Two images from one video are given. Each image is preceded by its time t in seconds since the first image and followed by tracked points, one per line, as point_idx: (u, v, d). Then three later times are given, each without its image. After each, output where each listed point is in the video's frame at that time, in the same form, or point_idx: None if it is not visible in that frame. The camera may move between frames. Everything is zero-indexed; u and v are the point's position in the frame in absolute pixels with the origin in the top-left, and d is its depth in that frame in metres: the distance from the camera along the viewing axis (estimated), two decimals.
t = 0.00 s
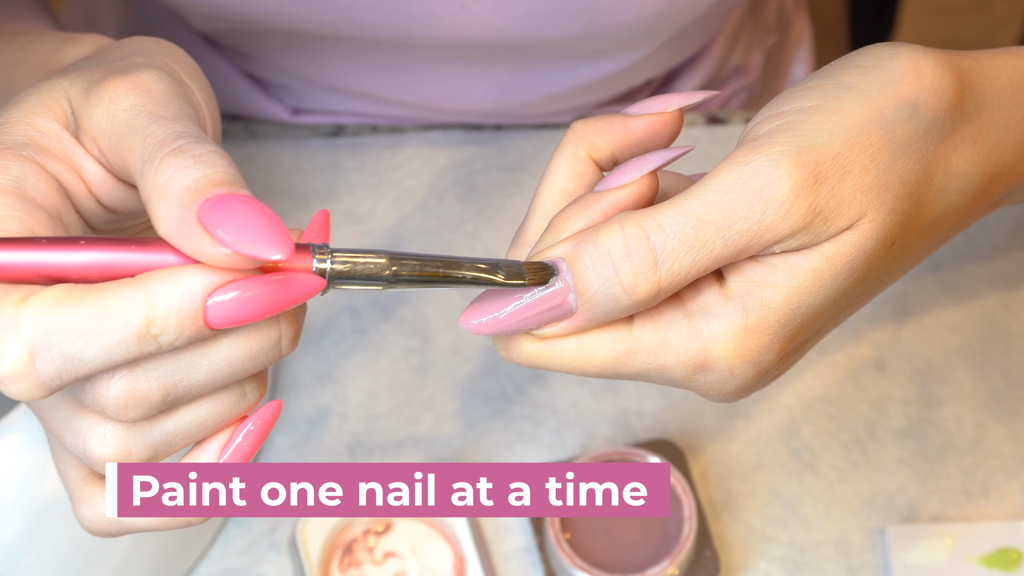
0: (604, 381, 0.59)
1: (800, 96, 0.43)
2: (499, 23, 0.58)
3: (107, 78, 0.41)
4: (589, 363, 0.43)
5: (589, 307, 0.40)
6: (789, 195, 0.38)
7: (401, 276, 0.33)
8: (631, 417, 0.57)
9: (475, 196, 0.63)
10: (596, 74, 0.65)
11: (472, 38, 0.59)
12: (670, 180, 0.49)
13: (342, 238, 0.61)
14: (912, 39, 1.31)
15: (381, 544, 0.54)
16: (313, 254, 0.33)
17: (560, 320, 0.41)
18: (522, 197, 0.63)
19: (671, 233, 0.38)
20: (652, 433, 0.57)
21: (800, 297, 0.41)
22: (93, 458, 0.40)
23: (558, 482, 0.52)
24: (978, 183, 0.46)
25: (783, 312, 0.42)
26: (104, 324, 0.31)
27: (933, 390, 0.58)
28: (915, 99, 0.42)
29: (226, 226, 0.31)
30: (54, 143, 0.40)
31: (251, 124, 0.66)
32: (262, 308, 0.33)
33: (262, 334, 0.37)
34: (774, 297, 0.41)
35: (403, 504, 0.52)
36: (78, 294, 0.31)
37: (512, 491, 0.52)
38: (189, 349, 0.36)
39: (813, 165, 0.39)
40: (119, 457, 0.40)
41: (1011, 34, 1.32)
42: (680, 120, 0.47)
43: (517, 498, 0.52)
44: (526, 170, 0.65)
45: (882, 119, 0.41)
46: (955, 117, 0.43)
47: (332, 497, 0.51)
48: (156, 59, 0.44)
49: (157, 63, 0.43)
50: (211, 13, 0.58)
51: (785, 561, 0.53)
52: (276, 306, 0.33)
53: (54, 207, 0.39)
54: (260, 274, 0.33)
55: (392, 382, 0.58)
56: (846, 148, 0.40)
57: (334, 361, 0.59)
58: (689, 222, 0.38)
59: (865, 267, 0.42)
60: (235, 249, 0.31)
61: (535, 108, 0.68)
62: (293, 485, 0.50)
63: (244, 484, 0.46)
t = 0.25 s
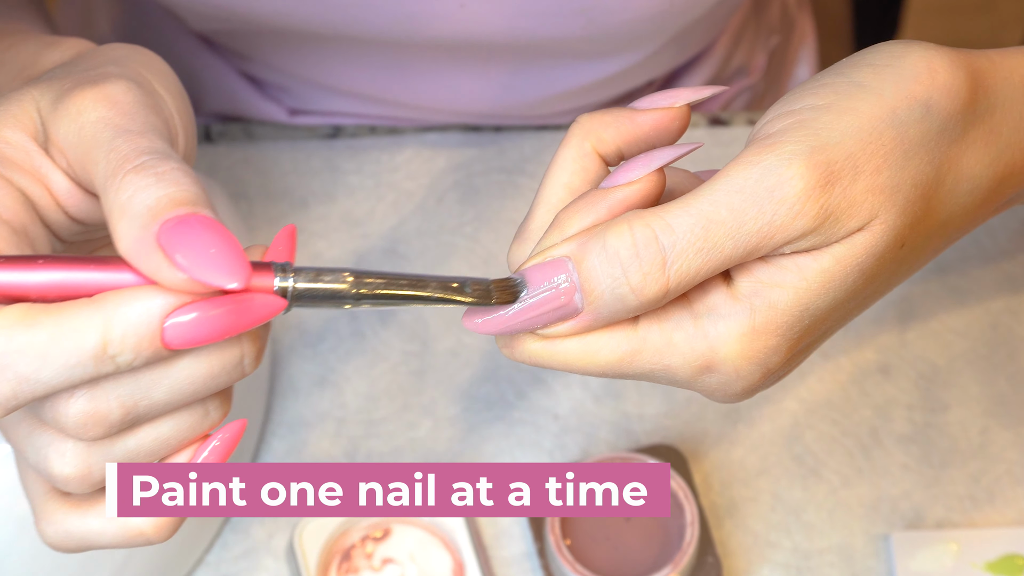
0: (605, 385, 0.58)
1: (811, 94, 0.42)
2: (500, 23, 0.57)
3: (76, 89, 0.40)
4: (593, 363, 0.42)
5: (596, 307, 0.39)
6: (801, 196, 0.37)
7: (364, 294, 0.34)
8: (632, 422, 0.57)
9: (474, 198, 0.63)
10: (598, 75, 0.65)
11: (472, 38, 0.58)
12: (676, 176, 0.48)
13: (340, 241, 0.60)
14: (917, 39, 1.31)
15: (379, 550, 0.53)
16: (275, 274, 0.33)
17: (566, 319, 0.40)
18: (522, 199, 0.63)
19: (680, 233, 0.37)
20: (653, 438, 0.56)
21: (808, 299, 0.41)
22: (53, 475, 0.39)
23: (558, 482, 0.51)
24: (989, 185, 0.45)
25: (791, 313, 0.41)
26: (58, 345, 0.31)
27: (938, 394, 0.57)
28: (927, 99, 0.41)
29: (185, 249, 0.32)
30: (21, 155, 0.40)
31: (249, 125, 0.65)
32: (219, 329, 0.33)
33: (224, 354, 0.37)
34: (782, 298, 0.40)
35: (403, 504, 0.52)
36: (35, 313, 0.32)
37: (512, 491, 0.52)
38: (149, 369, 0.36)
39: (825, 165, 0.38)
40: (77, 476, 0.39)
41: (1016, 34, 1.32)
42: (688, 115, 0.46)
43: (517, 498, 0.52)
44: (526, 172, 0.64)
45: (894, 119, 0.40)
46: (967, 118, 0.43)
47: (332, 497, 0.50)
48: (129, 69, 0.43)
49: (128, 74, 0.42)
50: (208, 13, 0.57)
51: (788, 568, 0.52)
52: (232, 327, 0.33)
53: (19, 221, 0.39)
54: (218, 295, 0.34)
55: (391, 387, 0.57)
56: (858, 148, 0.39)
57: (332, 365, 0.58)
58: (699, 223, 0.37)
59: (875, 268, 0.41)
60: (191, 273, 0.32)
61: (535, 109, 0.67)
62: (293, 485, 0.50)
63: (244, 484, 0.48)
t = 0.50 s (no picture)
0: (606, 389, 0.58)
1: (826, 96, 0.41)
2: (501, 23, 0.56)
3: (19, 110, 0.37)
4: (595, 362, 0.41)
5: (601, 307, 0.39)
6: (815, 200, 0.36)
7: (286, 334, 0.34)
8: (634, 426, 0.56)
9: (474, 200, 0.62)
10: (599, 76, 0.64)
11: (473, 39, 0.58)
12: (682, 173, 0.47)
13: (338, 244, 0.60)
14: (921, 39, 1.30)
15: (377, 557, 0.52)
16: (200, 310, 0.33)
17: (570, 317, 0.40)
18: (522, 202, 0.62)
19: (690, 235, 0.37)
20: (655, 443, 0.56)
21: (817, 304, 0.40)
22: None
23: (558, 482, 0.50)
24: (999, 191, 0.44)
25: (798, 318, 0.40)
26: None
27: (943, 399, 0.57)
28: (943, 104, 0.40)
29: (100, 292, 0.31)
30: None
31: (247, 127, 0.65)
32: (134, 370, 0.33)
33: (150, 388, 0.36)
34: (790, 302, 0.40)
35: (403, 504, 0.51)
36: None
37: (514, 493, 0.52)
38: (69, 403, 0.35)
39: (840, 170, 0.37)
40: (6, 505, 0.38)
41: (1022, 36, 1.32)
42: (697, 110, 0.46)
43: (517, 497, 0.51)
44: (526, 174, 0.64)
45: (910, 124, 0.40)
46: (980, 123, 0.42)
47: (332, 497, 0.49)
48: (83, 92, 0.41)
49: (79, 98, 0.40)
50: (205, 13, 0.57)
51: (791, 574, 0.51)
52: (149, 366, 0.33)
53: None
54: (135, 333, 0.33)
55: (390, 391, 0.56)
56: (873, 152, 0.38)
57: (329, 369, 0.57)
58: (709, 226, 0.36)
59: (885, 275, 0.41)
60: (104, 317, 0.31)
61: (536, 110, 0.66)
62: (292, 485, 0.49)
63: (244, 484, 0.48)
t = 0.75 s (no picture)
0: (607, 394, 0.57)
1: (823, 100, 0.40)
2: (499, 23, 0.56)
3: (54, 90, 0.39)
4: (593, 371, 0.41)
5: (597, 316, 0.38)
6: (811, 207, 0.36)
7: (354, 285, 0.31)
8: (635, 431, 0.55)
9: (474, 202, 0.61)
10: (600, 76, 0.64)
11: (472, 39, 0.57)
12: (682, 180, 0.47)
13: (336, 246, 0.59)
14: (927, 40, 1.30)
15: (376, 563, 0.51)
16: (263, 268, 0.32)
17: (566, 328, 0.39)
18: (522, 204, 0.62)
19: (685, 243, 0.36)
20: (657, 448, 0.55)
21: (815, 311, 0.39)
22: (53, 478, 0.38)
23: (558, 482, 0.50)
24: (999, 196, 0.44)
25: (796, 326, 0.39)
26: (42, 346, 0.31)
27: (948, 403, 0.56)
28: (941, 108, 0.40)
29: (168, 241, 0.32)
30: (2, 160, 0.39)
31: (242, 129, 0.64)
32: (204, 328, 0.33)
33: (220, 351, 0.36)
34: (788, 309, 0.39)
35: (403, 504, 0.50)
36: (16, 317, 0.31)
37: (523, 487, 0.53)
38: (137, 369, 0.35)
39: (837, 176, 0.36)
40: (83, 477, 0.39)
41: None
42: (695, 115, 0.45)
43: (517, 498, 0.50)
44: (526, 175, 0.63)
45: (907, 128, 0.39)
46: (980, 127, 0.41)
47: (332, 497, 0.49)
48: (108, 67, 0.42)
49: (107, 72, 0.41)
50: (200, 12, 0.56)
51: None
52: (217, 326, 0.33)
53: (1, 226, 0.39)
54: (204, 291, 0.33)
55: (388, 396, 0.56)
56: (871, 157, 0.37)
57: (327, 374, 0.57)
58: (704, 233, 0.36)
59: (883, 281, 0.40)
60: (176, 262, 0.32)
61: (536, 112, 0.66)
62: (293, 485, 0.49)
63: (243, 484, 0.46)
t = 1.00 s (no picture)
0: (608, 398, 0.56)
1: (821, 102, 0.40)
2: (498, 23, 0.55)
3: (78, 80, 0.38)
4: (591, 376, 0.40)
5: (593, 320, 0.37)
6: (808, 209, 0.35)
7: (390, 279, 0.31)
8: (636, 436, 0.55)
9: (473, 204, 0.61)
10: (601, 77, 0.63)
11: (471, 40, 0.57)
12: (682, 187, 0.46)
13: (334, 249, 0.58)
14: (931, 42, 1.29)
15: (374, 569, 0.50)
16: (298, 255, 0.31)
17: (563, 331, 0.38)
18: (522, 206, 0.61)
19: (681, 245, 0.35)
20: (659, 453, 0.54)
21: (814, 316, 0.39)
22: (73, 471, 0.38)
23: (558, 482, 0.50)
24: (1001, 198, 0.43)
25: (795, 330, 0.39)
26: (73, 330, 0.30)
27: (953, 408, 0.56)
28: (941, 109, 0.39)
29: (207, 223, 0.30)
30: (24, 149, 0.38)
31: (239, 129, 0.64)
32: (243, 313, 0.31)
33: (245, 339, 0.35)
34: (787, 314, 0.38)
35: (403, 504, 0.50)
36: (49, 299, 0.30)
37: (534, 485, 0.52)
38: (164, 358, 0.34)
39: (834, 177, 0.36)
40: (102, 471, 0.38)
41: None
42: (694, 120, 0.44)
43: (517, 498, 0.50)
44: (527, 177, 0.62)
45: (906, 130, 0.38)
46: (981, 128, 0.41)
47: (332, 497, 0.48)
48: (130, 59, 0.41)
49: (130, 62, 0.40)
50: (195, 12, 0.56)
51: None
52: (253, 312, 0.31)
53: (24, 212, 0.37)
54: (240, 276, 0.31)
55: (387, 400, 0.55)
56: (869, 159, 0.37)
57: (325, 378, 0.56)
58: (701, 235, 0.35)
59: (884, 285, 0.39)
60: (217, 244, 0.30)
61: (536, 113, 0.65)
62: (293, 485, 0.47)
63: (244, 484, 0.42)
